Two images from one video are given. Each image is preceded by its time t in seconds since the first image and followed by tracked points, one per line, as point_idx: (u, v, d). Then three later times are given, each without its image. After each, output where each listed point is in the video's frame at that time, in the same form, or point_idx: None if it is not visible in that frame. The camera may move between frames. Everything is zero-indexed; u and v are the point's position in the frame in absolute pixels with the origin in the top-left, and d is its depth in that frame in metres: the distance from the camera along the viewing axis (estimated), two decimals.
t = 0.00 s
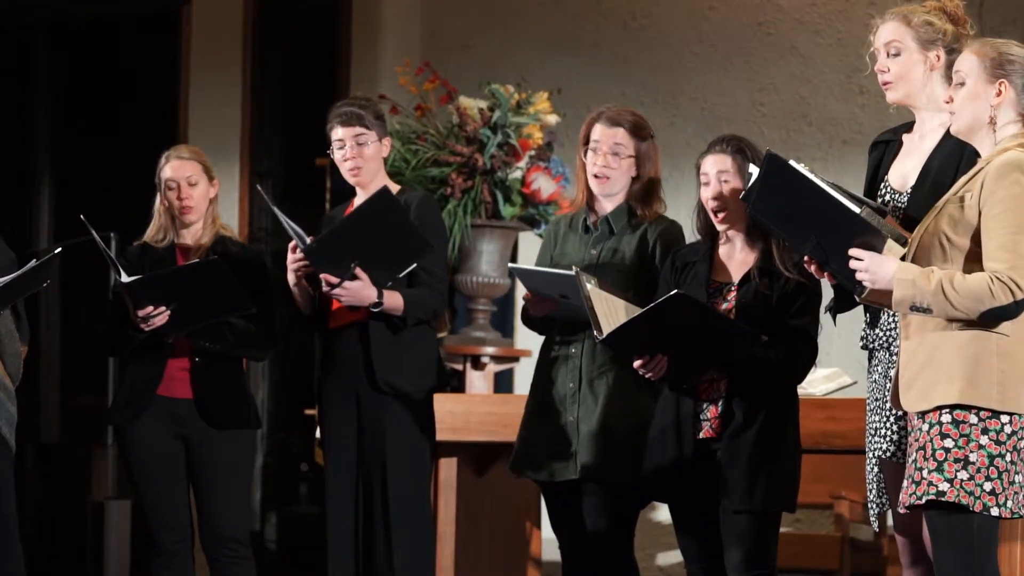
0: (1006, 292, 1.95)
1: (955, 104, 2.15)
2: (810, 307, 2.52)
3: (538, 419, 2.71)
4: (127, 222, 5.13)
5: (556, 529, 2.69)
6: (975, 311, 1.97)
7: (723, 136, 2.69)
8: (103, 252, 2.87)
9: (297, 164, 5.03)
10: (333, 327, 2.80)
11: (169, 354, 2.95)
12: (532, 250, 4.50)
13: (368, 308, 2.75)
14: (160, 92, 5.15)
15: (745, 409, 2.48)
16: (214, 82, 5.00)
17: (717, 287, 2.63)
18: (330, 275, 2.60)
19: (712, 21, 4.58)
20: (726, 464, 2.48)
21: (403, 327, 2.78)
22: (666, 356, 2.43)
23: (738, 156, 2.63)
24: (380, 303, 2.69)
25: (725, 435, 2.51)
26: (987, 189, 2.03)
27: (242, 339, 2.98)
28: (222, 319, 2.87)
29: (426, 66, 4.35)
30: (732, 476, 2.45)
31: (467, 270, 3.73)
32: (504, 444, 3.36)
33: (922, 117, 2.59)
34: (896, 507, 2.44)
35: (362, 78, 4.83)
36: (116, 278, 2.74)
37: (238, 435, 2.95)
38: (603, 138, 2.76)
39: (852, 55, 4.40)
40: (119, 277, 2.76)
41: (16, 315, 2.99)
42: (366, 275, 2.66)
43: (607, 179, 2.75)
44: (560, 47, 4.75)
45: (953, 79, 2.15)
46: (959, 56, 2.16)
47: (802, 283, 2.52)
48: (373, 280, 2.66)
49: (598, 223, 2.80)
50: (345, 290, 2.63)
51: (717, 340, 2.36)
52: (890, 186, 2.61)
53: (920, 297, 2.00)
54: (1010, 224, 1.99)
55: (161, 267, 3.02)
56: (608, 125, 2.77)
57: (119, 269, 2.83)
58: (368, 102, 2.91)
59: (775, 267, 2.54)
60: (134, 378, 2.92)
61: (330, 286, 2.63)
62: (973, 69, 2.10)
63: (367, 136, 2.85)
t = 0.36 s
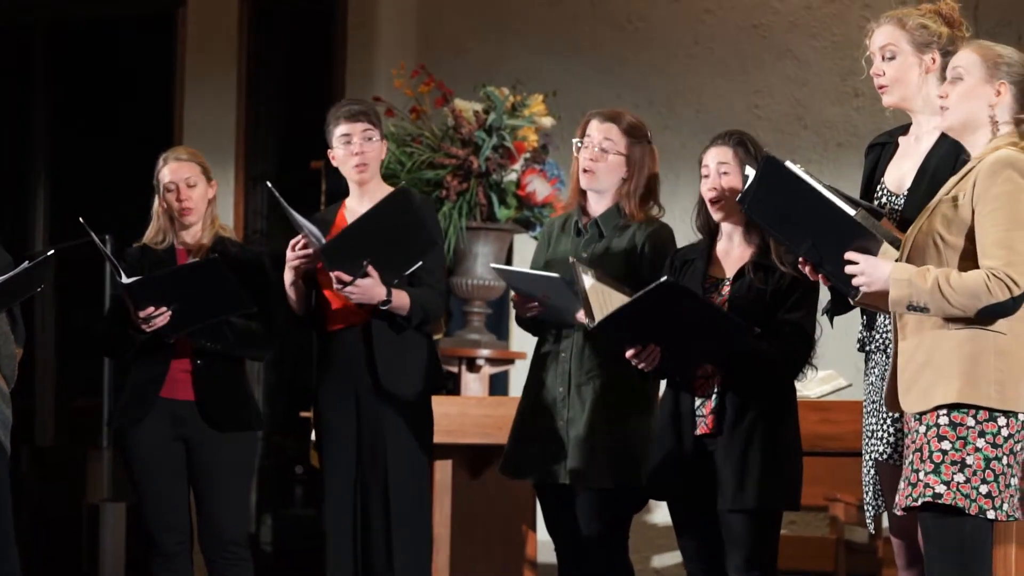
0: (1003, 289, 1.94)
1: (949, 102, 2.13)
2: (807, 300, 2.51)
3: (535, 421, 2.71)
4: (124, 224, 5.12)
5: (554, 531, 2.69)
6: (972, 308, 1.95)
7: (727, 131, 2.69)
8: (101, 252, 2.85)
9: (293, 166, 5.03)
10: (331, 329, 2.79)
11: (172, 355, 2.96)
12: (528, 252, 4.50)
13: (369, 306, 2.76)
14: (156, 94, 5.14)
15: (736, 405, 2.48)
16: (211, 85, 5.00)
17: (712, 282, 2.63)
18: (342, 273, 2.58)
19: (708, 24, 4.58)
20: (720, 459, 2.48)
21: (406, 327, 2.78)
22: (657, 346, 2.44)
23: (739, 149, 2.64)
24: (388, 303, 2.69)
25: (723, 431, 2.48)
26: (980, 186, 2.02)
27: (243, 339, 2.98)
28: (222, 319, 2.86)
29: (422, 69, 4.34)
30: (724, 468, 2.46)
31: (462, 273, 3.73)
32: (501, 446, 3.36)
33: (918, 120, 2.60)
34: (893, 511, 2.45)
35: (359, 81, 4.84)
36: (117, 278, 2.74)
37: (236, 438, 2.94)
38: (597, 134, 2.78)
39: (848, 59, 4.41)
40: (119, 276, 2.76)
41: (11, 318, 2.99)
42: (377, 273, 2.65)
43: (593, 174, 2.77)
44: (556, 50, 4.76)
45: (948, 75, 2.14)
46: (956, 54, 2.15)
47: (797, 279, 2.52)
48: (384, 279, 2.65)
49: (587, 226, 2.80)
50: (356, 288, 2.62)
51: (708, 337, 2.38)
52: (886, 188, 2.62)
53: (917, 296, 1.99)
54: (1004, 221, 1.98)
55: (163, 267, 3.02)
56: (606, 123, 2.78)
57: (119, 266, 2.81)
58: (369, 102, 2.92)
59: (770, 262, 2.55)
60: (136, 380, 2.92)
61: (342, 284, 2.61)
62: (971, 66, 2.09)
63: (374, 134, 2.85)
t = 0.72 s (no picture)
0: (997, 279, 1.91)
1: (917, 111, 2.11)
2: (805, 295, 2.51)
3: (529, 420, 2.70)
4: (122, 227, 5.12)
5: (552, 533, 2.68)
6: (970, 304, 1.92)
7: (718, 131, 2.69)
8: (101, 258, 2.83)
9: (290, 169, 5.03)
10: (330, 332, 2.79)
11: (173, 361, 2.94)
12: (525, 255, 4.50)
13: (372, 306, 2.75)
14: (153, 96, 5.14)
15: (731, 396, 2.47)
16: (207, 87, 5.00)
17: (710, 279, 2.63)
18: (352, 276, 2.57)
19: (704, 27, 4.58)
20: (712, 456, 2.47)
21: (410, 328, 2.77)
22: (649, 325, 2.42)
23: (731, 148, 2.64)
24: (394, 303, 2.70)
25: (718, 426, 2.47)
26: (961, 184, 1.99)
27: (245, 344, 2.97)
28: (224, 324, 2.86)
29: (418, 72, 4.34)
30: (713, 471, 2.45)
31: (458, 275, 3.66)
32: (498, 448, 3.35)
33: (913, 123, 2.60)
34: (890, 514, 2.45)
35: (355, 84, 4.84)
36: (118, 285, 2.72)
37: (235, 441, 2.93)
38: (586, 138, 2.77)
39: (844, 61, 4.42)
40: (120, 283, 2.74)
41: (8, 320, 2.98)
42: (383, 275, 2.64)
43: (583, 177, 2.76)
44: (553, 53, 4.76)
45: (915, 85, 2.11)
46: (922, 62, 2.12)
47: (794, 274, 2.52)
48: (391, 280, 2.65)
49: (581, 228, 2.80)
50: (366, 291, 2.62)
51: (705, 331, 2.40)
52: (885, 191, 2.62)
53: (913, 301, 1.96)
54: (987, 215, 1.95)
55: (165, 273, 3.01)
56: (597, 127, 2.77)
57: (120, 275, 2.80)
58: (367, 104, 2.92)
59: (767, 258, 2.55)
60: (139, 383, 2.93)
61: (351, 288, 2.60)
62: (935, 75, 2.07)
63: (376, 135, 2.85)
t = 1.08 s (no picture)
0: (974, 278, 1.88)
1: (907, 112, 2.09)
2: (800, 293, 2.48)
3: (525, 424, 2.70)
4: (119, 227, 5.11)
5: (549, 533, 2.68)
6: (947, 302, 1.90)
7: (710, 133, 2.69)
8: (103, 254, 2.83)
9: (287, 170, 5.03)
10: (332, 333, 2.78)
11: (173, 360, 2.94)
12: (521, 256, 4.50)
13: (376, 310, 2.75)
14: (150, 97, 5.13)
15: (722, 395, 2.47)
16: (205, 87, 5.01)
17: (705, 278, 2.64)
18: (359, 284, 2.57)
19: (701, 27, 4.58)
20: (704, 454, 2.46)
21: (412, 331, 2.78)
22: (639, 316, 2.42)
23: (723, 146, 2.63)
24: (398, 308, 2.71)
25: (710, 423, 2.47)
26: (944, 182, 1.97)
27: (244, 341, 2.97)
28: (225, 320, 2.86)
29: (414, 72, 4.33)
30: (704, 464, 2.45)
31: (455, 275, 3.69)
32: (495, 449, 3.35)
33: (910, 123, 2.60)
34: (886, 515, 2.46)
35: (351, 85, 4.84)
36: (118, 280, 2.71)
37: (234, 442, 2.93)
38: (582, 139, 2.75)
39: (841, 61, 4.42)
40: (120, 278, 2.73)
41: (6, 320, 2.98)
42: (388, 280, 2.65)
43: (581, 176, 2.74)
44: (551, 53, 4.76)
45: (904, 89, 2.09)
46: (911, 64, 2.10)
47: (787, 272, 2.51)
48: (396, 287, 2.66)
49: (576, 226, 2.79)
50: (372, 298, 2.62)
51: (703, 326, 2.38)
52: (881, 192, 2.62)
53: (892, 298, 1.95)
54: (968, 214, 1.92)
55: (162, 270, 3.01)
56: (592, 127, 2.75)
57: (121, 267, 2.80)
58: (362, 105, 2.92)
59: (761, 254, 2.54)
60: (139, 383, 2.92)
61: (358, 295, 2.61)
62: (923, 77, 2.04)
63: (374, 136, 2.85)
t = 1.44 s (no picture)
0: (943, 288, 1.87)
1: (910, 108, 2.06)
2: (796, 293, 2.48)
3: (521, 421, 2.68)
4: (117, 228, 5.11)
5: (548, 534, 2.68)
6: (916, 309, 1.90)
7: (705, 136, 2.68)
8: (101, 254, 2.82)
9: (285, 170, 5.03)
10: (331, 333, 2.77)
11: (172, 360, 2.94)
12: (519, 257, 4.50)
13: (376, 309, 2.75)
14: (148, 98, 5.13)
15: (719, 395, 2.47)
16: (202, 87, 5.00)
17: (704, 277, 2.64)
18: (362, 277, 2.56)
19: (699, 27, 4.58)
20: (699, 454, 2.47)
21: (410, 330, 2.77)
22: (631, 321, 2.41)
23: (718, 149, 2.63)
24: (399, 306, 2.71)
25: (703, 422, 2.48)
26: (927, 186, 1.95)
27: (242, 340, 2.96)
28: (224, 321, 2.85)
29: (412, 72, 4.32)
30: (700, 467, 2.45)
31: (454, 276, 3.71)
32: (493, 450, 3.35)
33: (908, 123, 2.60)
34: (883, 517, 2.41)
35: (349, 85, 4.84)
36: (118, 282, 2.71)
37: (233, 443, 2.93)
38: (583, 137, 2.74)
39: (838, 61, 4.42)
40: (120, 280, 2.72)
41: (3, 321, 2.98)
42: (391, 277, 2.65)
43: (586, 175, 2.73)
44: (549, 54, 4.76)
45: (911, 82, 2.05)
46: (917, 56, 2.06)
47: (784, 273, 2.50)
48: (399, 283, 2.65)
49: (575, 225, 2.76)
50: (376, 293, 2.61)
51: (694, 326, 2.37)
52: (878, 193, 2.60)
53: (866, 301, 1.95)
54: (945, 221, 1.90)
55: (157, 272, 3.00)
56: (592, 126, 2.74)
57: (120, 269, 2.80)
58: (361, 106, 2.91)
59: (758, 254, 2.53)
60: (137, 385, 2.92)
61: (361, 290, 2.60)
62: (925, 70, 2.01)
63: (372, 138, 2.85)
